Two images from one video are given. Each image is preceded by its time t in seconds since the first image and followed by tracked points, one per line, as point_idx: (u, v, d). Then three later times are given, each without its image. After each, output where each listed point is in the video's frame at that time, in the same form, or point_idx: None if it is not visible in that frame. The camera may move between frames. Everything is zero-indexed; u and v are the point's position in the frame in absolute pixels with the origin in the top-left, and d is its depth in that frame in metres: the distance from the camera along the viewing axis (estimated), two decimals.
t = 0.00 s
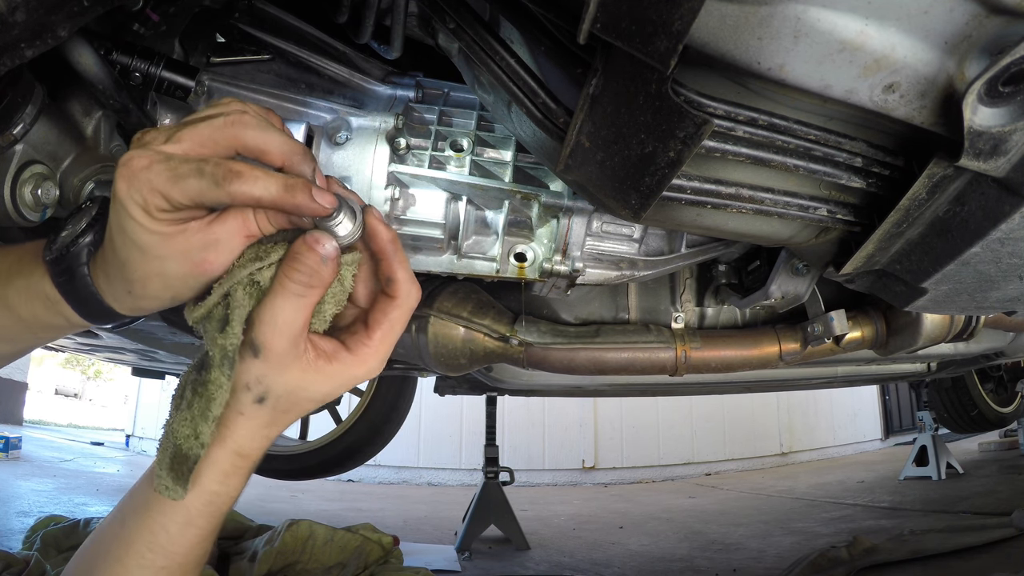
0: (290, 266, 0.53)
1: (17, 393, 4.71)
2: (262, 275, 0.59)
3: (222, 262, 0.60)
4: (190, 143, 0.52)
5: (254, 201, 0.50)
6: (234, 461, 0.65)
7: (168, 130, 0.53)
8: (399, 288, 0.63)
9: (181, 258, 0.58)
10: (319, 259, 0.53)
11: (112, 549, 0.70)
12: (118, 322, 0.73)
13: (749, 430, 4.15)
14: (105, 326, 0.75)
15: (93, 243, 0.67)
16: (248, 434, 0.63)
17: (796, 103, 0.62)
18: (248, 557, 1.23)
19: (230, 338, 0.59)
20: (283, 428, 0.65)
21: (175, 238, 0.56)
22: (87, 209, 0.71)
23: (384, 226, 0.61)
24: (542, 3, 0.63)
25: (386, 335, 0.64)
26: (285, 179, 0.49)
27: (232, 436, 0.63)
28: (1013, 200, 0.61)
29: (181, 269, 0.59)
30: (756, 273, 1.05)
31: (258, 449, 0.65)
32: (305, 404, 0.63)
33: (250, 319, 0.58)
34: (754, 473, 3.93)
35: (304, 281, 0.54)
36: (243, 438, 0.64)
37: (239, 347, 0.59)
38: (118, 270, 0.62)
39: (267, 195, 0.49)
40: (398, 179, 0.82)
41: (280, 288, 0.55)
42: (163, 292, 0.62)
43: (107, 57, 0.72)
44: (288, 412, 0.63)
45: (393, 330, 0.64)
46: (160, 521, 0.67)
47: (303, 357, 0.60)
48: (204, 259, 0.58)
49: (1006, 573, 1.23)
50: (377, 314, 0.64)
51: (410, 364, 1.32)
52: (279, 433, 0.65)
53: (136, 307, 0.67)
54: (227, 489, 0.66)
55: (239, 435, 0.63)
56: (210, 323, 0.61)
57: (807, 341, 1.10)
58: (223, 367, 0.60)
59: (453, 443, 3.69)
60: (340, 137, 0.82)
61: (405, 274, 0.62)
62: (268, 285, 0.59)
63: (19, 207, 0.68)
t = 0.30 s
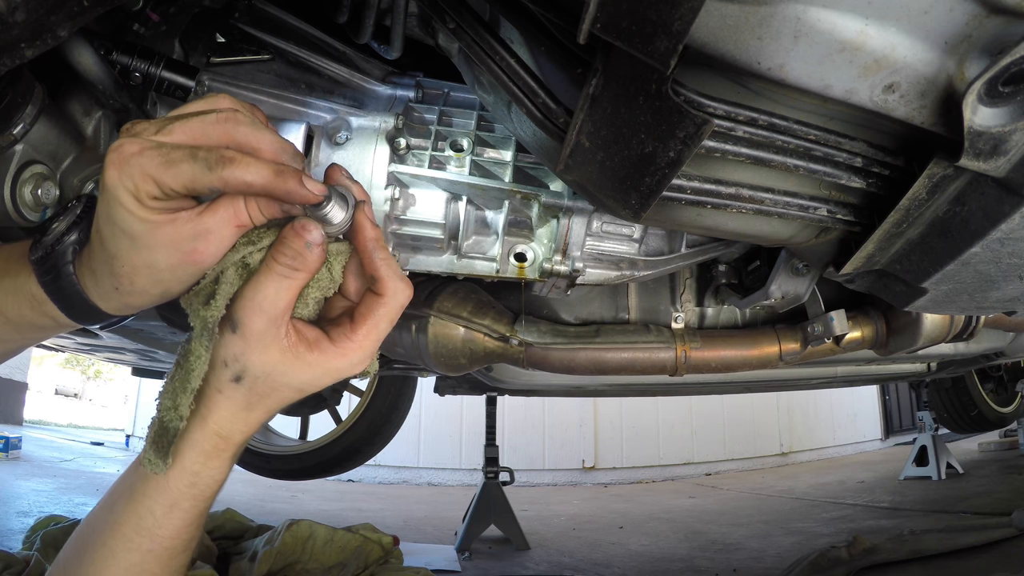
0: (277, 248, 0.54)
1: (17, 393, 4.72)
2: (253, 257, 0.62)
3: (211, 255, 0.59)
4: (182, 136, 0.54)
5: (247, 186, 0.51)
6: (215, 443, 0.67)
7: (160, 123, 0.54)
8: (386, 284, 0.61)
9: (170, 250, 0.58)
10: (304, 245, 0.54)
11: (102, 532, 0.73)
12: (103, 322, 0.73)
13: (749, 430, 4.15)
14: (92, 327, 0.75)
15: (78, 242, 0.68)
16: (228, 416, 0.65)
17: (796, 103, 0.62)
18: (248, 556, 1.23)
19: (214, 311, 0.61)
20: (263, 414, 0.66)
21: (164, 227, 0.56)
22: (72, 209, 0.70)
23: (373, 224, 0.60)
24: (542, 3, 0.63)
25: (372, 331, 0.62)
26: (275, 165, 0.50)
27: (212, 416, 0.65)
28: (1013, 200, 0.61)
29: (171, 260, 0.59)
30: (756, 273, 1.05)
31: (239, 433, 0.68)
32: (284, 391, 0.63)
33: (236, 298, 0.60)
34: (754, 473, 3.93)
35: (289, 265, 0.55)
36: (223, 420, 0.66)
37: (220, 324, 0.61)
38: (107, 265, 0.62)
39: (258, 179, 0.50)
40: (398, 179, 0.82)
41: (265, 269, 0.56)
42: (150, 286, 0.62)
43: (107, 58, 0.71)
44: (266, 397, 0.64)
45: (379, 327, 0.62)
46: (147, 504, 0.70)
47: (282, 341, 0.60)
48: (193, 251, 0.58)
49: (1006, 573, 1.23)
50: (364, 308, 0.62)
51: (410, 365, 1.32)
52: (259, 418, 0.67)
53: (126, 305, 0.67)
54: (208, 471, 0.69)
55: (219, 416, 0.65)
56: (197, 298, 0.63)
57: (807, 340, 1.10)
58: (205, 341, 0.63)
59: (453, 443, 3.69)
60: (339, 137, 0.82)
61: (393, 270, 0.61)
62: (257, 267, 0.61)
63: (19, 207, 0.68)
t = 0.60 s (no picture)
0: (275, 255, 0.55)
1: (17, 392, 4.72)
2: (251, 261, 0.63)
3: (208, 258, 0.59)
4: (179, 141, 0.54)
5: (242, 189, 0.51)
6: (210, 442, 0.68)
7: (157, 127, 0.55)
8: (383, 291, 0.62)
9: (166, 253, 0.57)
10: (303, 253, 0.54)
11: (97, 531, 0.73)
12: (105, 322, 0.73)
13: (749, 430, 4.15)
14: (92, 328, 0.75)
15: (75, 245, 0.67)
16: (223, 416, 0.66)
17: (796, 103, 0.62)
18: (249, 556, 1.23)
19: (211, 314, 0.62)
20: (259, 414, 0.67)
21: (160, 230, 0.56)
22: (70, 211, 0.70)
23: (372, 230, 0.60)
24: (542, 2, 0.63)
25: (368, 337, 0.63)
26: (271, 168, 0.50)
27: (207, 416, 0.66)
28: (1013, 200, 0.61)
29: (167, 263, 0.59)
30: (756, 273, 1.06)
31: (235, 432, 0.68)
32: (280, 393, 0.64)
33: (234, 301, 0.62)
34: (754, 473, 3.93)
35: (288, 271, 0.55)
36: (219, 420, 0.66)
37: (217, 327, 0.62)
38: (103, 268, 0.62)
39: (254, 183, 0.50)
40: (398, 179, 0.82)
41: (265, 273, 0.56)
42: (146, 290, 0.62)
43: (107, 57, 0.71)
44: (262, 398, 0.65)
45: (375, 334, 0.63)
46: (143, 503, 0.70)
47: (279, 345, 0.61)
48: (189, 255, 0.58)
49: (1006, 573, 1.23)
50: (360, 315, 0.63)
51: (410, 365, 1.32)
52: (254, 418, 0.67)
53: (123, 307, 0.67)
54: (204, 470, 0.69)
55: (214, 416, 0.66)
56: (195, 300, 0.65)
57: (807, 341, 1.10)
58: (202, 343, 0.63)
59: (453, 443, 3.69)
60: (339, 137, 0.82)
61: (389, 278, 0.61)
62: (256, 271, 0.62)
63: (19, 207, 0.68)
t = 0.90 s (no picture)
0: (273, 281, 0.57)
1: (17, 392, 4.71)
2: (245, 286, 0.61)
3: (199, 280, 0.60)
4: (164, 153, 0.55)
5: (223, 189, 0.51)
6: (214, 460, 0.68)
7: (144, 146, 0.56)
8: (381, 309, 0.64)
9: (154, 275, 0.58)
10: (301, 278, 0.56)
11: (98, 548, 0.73)
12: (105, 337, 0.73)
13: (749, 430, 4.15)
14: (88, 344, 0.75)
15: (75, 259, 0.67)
16: (227, 435, 0.67)
17: (796, 103, 0.62)
18: (249, 556, 1.23)
19: (205, 340, 0.62)
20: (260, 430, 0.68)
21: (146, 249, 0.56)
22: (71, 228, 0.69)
23: (370, 245, 0.60)
24: (542, 2, 0.63)
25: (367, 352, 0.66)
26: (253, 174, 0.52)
27: (212, 435, 0.67)
28: (1013, 200, 0.61)
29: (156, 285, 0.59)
30: (756, 273, 1.06)
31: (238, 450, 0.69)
32: (282, 412, 0.66)
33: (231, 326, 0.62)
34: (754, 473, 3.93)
35: (287, 297, 0.57)
36: (223, 439, 0.67)
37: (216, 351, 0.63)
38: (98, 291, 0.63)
39: (232, 184, 0.51)
40: (398, 179, 0.82)
41: (264, 299, 0.58)
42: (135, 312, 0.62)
43: (107, 58, 0.72)
44: (264, 417, 0.66)
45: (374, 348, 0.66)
46: (146, 519, 0.71)
47: (282, 367, 0.63)
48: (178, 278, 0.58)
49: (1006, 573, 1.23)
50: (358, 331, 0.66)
51: (410, 364, 1.32)
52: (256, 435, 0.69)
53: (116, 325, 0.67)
54: (207, 487, 0.70)
55: (218, 434, 0.67)
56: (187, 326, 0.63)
57: (807, 341, 1.10)
58: (195, 368, 0.63)
59: (453, 443, 3.69)
60: (340, 137, 0.82)
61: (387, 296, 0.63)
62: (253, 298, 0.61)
63: (19, 207, 0.68)
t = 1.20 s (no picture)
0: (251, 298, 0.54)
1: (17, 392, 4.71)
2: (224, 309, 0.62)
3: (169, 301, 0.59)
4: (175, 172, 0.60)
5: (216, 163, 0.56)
6: (203, 477, 0.67)
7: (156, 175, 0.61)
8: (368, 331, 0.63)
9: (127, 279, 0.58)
10: (282, 297, 0.53)
11: (90, 562, 0.72)
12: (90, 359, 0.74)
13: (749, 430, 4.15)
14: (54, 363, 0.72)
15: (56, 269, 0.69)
16: (216, 452, 0.66)
17: (796, 103, 0.62)
18: (249, 556, 1.23)
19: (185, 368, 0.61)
20: (247, 447, 0.67)
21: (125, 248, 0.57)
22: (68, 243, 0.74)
23: (357, 263, 0.60)
24: (542, 3, 0.63)
25: (353, 372, 0.65)
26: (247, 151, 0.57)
27: (201, 453, 0.66)
28: (1013, 200, 0.61)
29: (127, 293, 0.59)
30: (756, 273, 1.05)
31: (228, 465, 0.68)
32: (267, 431, 0.65)
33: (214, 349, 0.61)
34: (754, 473, 3.93)
35: (267, 321, 0.55)
36: (213, 456, 0.66)
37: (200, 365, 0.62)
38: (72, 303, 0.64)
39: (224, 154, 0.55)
40: (398, 179, 0.82)
41: (242, 322, 0.56)
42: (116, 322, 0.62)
43: (107, 57, 0.72)
44: (251, 435, 0.65)
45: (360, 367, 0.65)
46: (137, 534, 0.70)
47: (266, 390, 0.61)
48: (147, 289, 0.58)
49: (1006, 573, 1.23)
50: (344, 351, 0.64)
51: (411, 365, 1.32)
52: (244, 451, 0.67)
53: (86, 340, 0.67)
54: (197, 502, 0.69)
55: (207, 453, 0.66)
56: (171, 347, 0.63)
57: (807, 341, 1.10)
58: (178, 398, 0.62)
59: (453, 443, 3.69)
60: (340, 137, 0.82)
61: (375, 317, 0.62)
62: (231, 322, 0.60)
63: (19, 207, 0.67)
